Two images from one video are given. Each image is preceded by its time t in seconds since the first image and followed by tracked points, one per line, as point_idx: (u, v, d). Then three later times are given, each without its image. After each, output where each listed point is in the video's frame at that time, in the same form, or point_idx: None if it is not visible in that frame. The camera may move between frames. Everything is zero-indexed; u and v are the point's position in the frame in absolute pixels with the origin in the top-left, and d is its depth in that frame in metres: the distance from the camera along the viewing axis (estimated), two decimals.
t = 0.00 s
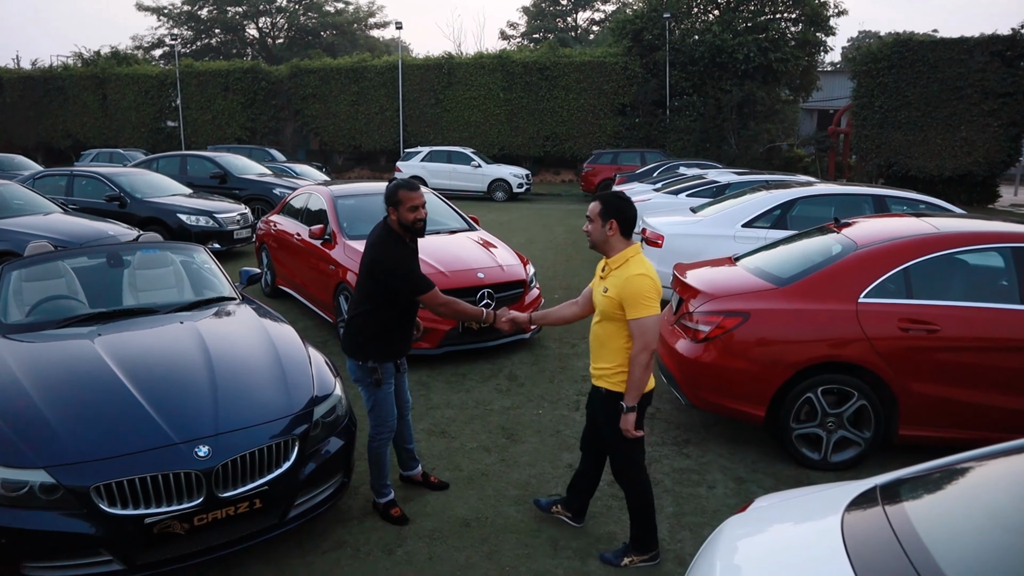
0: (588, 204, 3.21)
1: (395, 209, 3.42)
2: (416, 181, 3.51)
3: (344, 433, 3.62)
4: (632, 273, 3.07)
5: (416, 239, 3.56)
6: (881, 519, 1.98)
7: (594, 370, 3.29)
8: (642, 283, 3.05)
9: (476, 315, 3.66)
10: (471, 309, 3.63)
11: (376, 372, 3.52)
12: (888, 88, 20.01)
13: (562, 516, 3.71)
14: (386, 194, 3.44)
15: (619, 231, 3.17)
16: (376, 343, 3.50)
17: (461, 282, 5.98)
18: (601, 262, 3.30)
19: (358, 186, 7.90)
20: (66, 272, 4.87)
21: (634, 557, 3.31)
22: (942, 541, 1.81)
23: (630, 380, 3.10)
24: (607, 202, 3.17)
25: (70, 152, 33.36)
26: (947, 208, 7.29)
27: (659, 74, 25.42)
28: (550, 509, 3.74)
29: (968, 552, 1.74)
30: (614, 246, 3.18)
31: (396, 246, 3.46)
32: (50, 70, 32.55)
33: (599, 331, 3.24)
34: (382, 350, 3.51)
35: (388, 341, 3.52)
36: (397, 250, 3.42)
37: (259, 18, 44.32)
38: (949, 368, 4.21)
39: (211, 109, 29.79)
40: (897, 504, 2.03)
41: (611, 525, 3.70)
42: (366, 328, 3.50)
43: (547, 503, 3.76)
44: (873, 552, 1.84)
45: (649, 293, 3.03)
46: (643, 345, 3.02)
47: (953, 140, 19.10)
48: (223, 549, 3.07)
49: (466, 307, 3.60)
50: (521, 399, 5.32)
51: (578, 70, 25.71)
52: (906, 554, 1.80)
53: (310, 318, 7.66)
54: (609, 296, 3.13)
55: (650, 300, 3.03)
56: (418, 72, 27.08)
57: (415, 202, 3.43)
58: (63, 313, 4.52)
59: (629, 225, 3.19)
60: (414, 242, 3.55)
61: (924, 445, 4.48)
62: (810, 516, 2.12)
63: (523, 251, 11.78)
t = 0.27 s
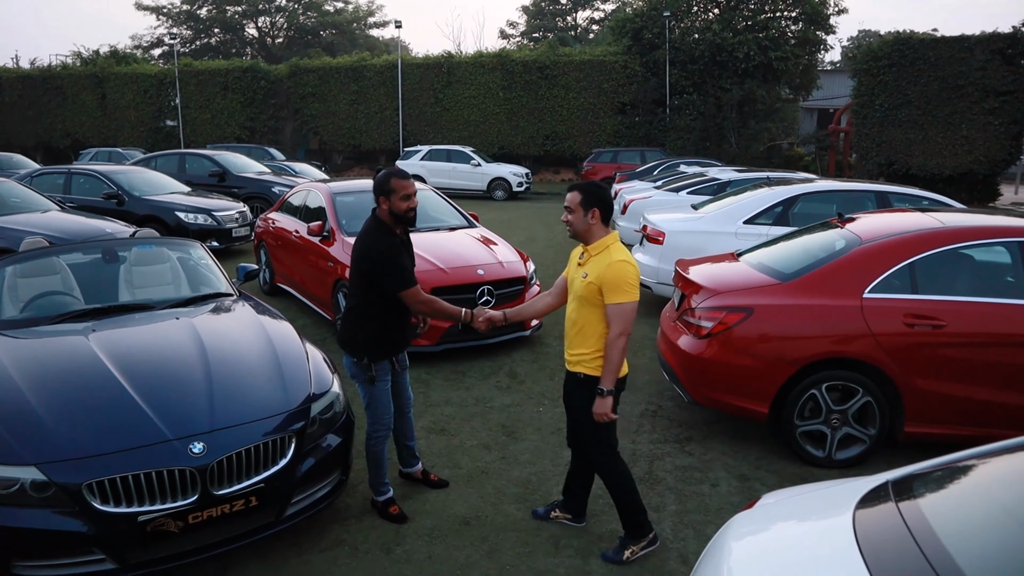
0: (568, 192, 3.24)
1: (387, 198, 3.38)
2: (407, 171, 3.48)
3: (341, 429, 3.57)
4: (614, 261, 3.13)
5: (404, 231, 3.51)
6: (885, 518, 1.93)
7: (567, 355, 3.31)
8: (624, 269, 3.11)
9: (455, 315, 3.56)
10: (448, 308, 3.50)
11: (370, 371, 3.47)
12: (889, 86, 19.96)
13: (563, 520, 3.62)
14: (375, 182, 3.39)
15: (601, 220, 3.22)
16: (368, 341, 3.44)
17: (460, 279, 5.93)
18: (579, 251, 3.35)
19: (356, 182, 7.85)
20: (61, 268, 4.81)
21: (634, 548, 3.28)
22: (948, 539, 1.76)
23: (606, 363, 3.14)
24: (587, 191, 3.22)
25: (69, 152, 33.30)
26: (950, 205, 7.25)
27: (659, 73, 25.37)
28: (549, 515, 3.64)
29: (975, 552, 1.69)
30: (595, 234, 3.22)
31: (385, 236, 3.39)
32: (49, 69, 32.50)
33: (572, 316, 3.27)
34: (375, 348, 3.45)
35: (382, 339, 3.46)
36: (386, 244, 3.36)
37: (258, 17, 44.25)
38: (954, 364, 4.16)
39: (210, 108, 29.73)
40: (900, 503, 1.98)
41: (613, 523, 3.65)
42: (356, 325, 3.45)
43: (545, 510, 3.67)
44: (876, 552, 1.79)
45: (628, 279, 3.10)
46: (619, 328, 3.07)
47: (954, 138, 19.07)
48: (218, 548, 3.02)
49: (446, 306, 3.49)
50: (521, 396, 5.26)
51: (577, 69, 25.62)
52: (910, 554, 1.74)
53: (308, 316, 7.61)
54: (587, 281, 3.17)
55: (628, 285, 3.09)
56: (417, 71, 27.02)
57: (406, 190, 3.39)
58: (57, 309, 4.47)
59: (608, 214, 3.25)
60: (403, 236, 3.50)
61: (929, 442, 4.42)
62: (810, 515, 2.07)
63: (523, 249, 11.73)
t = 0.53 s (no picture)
0: (562, 178, 3.30)
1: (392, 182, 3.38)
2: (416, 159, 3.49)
3: (348, 423, 3.53)
4: (605, 247, 3.17)
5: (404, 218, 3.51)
6: (891, 514, 1.88)
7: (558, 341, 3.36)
8: (616, 256, 3.15)
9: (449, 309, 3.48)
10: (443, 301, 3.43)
11: (379, 364, 3.42)
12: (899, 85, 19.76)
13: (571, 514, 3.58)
14: (379, 166, 3.38)
15: (594, 209, 3.27)
16: (376, 332, 3.40)
17: (468, 275, 5.88)
18: (570, 239, 3.39)
19: (364, 178, 7.82)
20: (68, 262, 4.79)
21: (616, 528, 3.32)
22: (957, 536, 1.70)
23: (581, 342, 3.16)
24: (582, 180, 3.27)
25: (78, 150, 33.47)
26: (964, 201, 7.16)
27: (668, 71, 25.24)
28: (557, 511, 3.59)
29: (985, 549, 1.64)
30: (587, 223, 3.27)
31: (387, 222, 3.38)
32: (59, 68, 32.65)
33: (563, 302, 3.30)
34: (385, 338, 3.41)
35: (392, 329, 3.42)
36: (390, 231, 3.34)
37: (266, 17, 44.36)
38: (969, 360, 4.09)
39: (219, 107, 29.80)
40: (908, 500, 1.93)
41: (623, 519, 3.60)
42: (362, 315, 3.42)
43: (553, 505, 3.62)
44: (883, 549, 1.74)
45: (620, 267, 3.13)
46: (608, 313, 3.10)
47: (966, 137, 18.87)
48: (222, 541, 2.98)
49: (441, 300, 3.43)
50: (530, 392, 5.22)
51: (586, 68, 25.51)
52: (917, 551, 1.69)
53: (316, 312, 7.59)
54: (582, 268, 3.20)
55: (623, 273, 3.14)
56: (425, 69, 26.99)
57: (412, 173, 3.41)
58: (63, 301, 4.45)
59: (601, 204, 3.30)
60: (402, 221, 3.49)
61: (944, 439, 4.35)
62: (817, 510, 2.02)
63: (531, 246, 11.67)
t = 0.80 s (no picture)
0: (552, 171, 3.28)
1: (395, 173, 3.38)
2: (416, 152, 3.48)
3: (352, 418, 3.49)
4: (596, 237, 3.12)
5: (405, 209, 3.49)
6: (886, 515, 1.83)
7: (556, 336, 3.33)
8: (608, 245, 3.10)
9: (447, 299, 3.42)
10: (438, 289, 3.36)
11: (387, 357, 3.39)
12: (906, 83, 19.64)
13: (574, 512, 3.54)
14: (383, 156, 3.36)
15: (584, 200, 3.23)
16: (380, 325, 3.36)
17: (473, 271, 5.84)
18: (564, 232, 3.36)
19: (368, 175, 7.78)
20: (72, 257, 4.77)
21: (551, 530, 3.29)
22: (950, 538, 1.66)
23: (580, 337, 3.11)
24: (572, 170, 3.23)
25: (84, 150, 33.55)
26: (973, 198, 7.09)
27: (674, 70, 25.16)
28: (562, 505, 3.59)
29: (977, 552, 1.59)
30: (578, 214, 3.23)
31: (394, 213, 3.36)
32: (65, 68, 32.74)
33: (559, 297, 3.27)
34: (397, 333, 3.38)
35: (400, 323, 3.39)
36: (393, 221, 3.30)
37: (272, 16, 44.42)
38: (981, 357, 4.03)
39: (224, 106, 29.83)
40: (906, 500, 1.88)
41: (630, 516, 3.56)
42: (372, 308, 3.38)
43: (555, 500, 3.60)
44: (873, 549, 1.69)
45: (611, 256, 3.08)
46: (602, 304, 3.05)
47: (974, 135, 18.76)
48: (225, 536, 2.95)
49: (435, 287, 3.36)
50: (535, 388, 5.18)
51: (591, 67, 25.43)
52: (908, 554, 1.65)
53: (320, 309, 7.56)
54: (573, 260, 3.16)
55: (613, 262, 3.09)
56: (430, 68, 26.96)
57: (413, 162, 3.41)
58: (66, 296, 4.43)
59: (592, 194, 3.26)
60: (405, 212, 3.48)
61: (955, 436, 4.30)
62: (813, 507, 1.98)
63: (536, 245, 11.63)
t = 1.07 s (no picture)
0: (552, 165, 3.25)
1: (402, 160, 3.35)
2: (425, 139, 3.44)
3: (360, 411, 3.46)
4: (590, 228, 3.07)
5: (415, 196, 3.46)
6: (887, 509, 1.80)
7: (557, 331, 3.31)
8: (601, 236, 3.03)
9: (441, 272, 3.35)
10: (429, 267, 3.30)
11: (392, 346, 3.37)
12: (910, 82, 19.58)
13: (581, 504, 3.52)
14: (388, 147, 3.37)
15: (582, 190, 3.18)
16: (386, 315, 3.35)
17: (480, 266, 5.81)
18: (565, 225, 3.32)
19: (373, 171, 7.75)
20: (76, 251, 4.74)
21: (566, 522, 3.29)
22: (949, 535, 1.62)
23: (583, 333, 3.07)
24: (570, 162, 3.19)
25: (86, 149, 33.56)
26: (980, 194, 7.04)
27: (676, 69, 25.11)
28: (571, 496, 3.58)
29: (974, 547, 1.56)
30: (578, 205, 3.20)
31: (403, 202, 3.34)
32: (68, 66, 32.76)
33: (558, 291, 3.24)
34: (402, 323, 3.36)
35: (408, 312, 3.37)
36: (394, 207, 3.28)
37: (274, 16, 44.42)
38: (993, 350, 4.00)
39: (226, 105, 29.82)
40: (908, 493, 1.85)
41: (640, 511, 3.52)
42: (381, 297, 3.36)
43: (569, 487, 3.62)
44: (869, 544, 1.67)
45: (608, 246, 3.02)
46: (600, 297, 3.00)
47: (978, 134, 18.69)
48: (233, 529, 2.92)
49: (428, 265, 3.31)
50: (542, 384, 5.15)
51: (593, 65, 25.38)
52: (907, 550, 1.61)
53: (324, 305, 7.53)
54: (569, 253, 3.11)
55: (610, 253, 3.02)
56: (433, 67, 26.93)
57: (419, 151, 3.35)
58: (71, 289, 4.40)
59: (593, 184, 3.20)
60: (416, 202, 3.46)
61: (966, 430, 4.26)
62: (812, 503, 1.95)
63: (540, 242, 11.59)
